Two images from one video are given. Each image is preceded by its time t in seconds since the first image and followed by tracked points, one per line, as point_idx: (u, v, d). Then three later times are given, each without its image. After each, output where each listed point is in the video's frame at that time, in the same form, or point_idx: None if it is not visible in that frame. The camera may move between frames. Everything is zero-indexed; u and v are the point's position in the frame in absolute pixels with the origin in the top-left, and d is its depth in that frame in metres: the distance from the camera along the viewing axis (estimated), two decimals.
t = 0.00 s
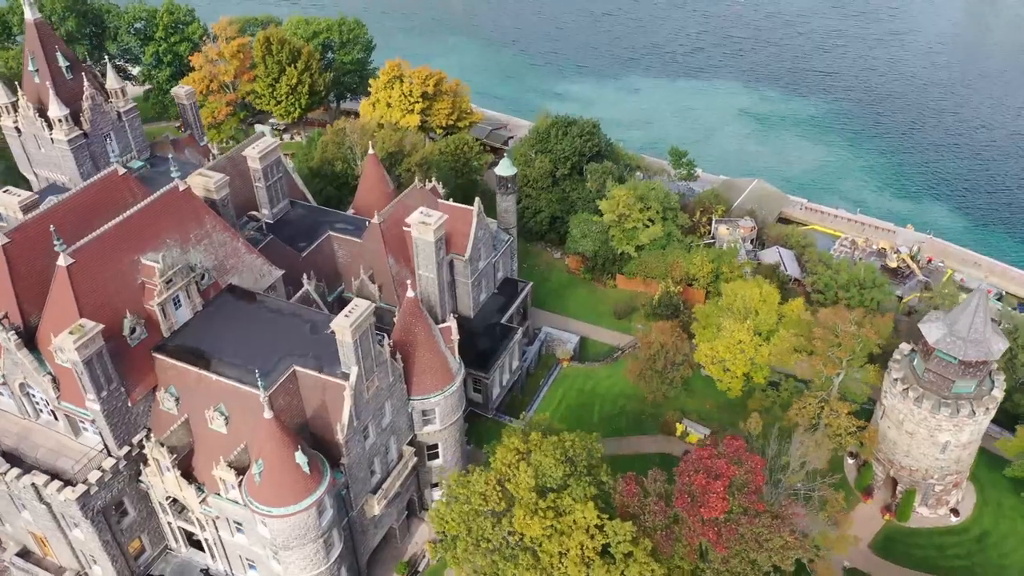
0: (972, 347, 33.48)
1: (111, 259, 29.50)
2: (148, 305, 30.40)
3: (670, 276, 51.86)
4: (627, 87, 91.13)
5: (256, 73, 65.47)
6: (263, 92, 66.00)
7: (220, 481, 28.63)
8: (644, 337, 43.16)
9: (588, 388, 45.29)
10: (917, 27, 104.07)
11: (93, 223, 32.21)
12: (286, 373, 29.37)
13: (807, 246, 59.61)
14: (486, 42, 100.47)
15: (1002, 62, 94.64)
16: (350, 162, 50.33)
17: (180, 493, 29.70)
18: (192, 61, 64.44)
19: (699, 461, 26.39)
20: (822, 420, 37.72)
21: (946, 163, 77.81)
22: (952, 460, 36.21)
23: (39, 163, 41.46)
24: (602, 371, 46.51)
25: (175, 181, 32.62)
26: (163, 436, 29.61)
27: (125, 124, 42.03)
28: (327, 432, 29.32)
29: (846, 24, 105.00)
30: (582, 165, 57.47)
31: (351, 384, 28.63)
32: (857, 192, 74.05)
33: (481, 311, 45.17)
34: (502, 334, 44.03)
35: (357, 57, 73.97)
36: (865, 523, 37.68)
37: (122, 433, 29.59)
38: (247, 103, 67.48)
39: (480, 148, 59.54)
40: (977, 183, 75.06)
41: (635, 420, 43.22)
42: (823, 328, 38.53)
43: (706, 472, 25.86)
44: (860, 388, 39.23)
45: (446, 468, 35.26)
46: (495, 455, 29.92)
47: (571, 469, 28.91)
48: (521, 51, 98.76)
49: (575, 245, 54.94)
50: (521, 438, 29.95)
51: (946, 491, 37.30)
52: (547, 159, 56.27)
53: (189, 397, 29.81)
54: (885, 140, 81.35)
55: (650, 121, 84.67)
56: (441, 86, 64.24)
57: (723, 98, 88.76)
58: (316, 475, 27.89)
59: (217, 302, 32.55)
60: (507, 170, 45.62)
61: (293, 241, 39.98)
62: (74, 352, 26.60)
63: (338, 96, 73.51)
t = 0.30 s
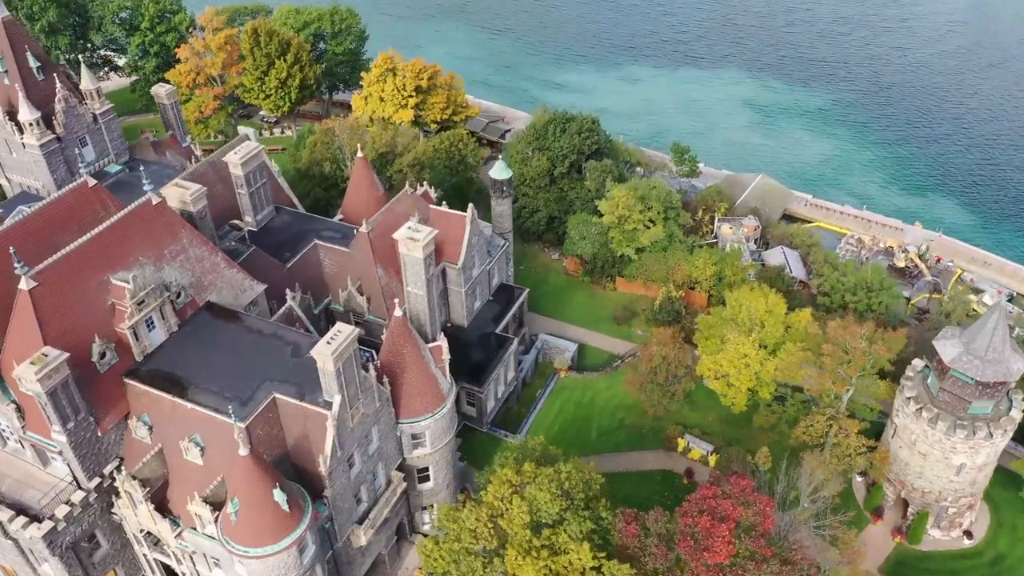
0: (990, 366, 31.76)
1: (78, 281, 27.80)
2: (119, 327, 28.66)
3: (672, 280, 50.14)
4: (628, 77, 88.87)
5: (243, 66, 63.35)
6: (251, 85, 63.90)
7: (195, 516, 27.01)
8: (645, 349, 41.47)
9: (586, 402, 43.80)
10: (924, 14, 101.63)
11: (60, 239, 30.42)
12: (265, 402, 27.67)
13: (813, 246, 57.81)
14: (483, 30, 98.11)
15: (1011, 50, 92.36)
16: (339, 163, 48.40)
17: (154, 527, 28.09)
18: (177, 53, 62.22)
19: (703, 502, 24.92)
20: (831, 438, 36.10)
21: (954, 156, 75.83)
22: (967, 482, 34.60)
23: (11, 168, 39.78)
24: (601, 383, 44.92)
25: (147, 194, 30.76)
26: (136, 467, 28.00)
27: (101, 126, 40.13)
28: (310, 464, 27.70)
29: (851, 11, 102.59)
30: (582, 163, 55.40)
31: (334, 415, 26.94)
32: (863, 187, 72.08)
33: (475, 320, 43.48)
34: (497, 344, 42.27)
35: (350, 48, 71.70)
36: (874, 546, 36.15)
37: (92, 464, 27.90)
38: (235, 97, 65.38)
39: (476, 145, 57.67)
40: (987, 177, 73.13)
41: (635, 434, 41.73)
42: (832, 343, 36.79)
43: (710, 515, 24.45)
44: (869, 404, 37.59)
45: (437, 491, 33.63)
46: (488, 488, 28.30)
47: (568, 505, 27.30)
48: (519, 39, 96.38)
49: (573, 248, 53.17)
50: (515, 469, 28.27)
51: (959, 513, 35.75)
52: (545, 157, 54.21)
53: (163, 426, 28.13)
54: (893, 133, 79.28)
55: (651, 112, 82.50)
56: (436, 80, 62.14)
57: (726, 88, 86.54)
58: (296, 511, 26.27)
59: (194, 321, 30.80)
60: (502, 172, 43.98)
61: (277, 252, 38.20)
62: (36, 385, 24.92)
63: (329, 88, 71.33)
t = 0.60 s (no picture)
0: (1009, 390, 30.05)
1: (40, 309, 26.15)
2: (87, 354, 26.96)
3: (673, 284, 48.83)
4: (628, 67, 86.70)
5: (230, 60, 61.29)
6: (239, 80, 61.85)
7: (168, 557, 25.45)
8: (646, 363, 39.83)
9: (584, 415, 42.17)
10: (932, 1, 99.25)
11: (24, 259, 28.63)
12: (243, 434, 26.01)
13: (818, 247, 56.42)
14: (480, 18, 95.84)
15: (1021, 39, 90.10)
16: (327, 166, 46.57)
17: (126, 566, 26.48)
18: (162, 46, 60.03)
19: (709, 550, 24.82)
20: (838, 459, 34.58)
21: (964, 151, 73.83)
22: (982, 507, 33.12)
23: None
24: (600, 395, 43.28)
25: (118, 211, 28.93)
26: (106, 503, 26.27)
27: (75, 130, 38.55)
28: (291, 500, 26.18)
29: None
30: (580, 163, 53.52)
31: (315, 450, 25.33)
32: (869, 183, 70.19)
33: (469, 331, 41.85)
34: (491, 356, 40.60)
35: (341, 40, 69.60)
36: (884, 572, 34.64)
37: (59, 500, 26.25)
38: (223, 91, 63.32)
39: (472, 142, 55.86)
40: (996, 173, 71.20)
41: (634, 450, 40.22)
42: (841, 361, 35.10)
43: (716, 563, 24.31)
44: (878, 424, 35.99)
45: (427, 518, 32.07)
46: (478, 523, 26.78)
47: (566, 545, 25.82)
48: (516, 28, 94.09)
49: (571, 251, 51.40)
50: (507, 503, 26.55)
51: (973, 538, 34.33)
52: (542, 156, 52.27)
53: (135, 459, 26.47)
54: (900, 126, 77.28)
55: (651, 104, 80.44)
56: (429, 74, 60.21)
57: (728, 79, 84.42)
58: (275, 553, 24.70)
59: (168, 345, 29.09)
60: (496, 177, 41.93)
61: (260, 264, 36.45)
62: None
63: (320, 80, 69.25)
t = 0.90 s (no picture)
0: None
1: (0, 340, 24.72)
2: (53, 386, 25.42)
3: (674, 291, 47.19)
4: (629, 57, 84.60)
5: (217, 54, 59.27)
6: (227, 75, 59.85)
7: None
8: (647, 379, 38.24)
9: (582, 430, 40.62)
10: None
11: None
12: (218, 472, 24.43)
13: (824, 249, 54.74)
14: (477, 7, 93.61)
15: None
16: (315, 170, 44.81)
17: None
18: (146, 39, 57.92)
19: None
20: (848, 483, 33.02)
21: (974, 146, 71.85)
22: (997, 535, 31.73)
23: None
24: (599, 409, 41.69)
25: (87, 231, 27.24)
26: (72, 546, 24.99)
27: (48, 136, 37.31)
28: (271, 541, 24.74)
29: None
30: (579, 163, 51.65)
31: (294, 490, 23.80)
32: (876, 179, 68.32)
33: (462, 344, 40.25)
34: (485, 371, 38.99)
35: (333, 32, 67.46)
36: None
37: (23, 542, 24.71)
38: (210, 86, 61.34)
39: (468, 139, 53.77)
40: (1007, 169, 69.25)
41: (634, 468, 38.75)
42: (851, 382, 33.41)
43: None
44: (889, 446, 34.43)
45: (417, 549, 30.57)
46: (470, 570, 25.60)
47: None
48: (514, 18, 91.85)
49: (569, 256, 49.64)
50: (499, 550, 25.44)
51: (986, 566, 33.03)
52: (539, 156, 50.38)
53: (105, 498, 24.92)
54: (907, 119, 75.28)
55: (652, 97, 78.43)
56: (423, 69, 58.17)
57: (731, 71, 82.35)
58: None
59: (141, 372, 27.44)
60: (492, 184, 40.12)
61: (242, 279, 34.80)
62: None
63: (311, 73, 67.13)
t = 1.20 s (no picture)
0: None
1: None
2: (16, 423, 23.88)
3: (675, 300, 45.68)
4: (629, 47, 82.50)
5: (203, 48, 57.22)
6: (214, 70, 57.88)
7: None
8: (647, 397, 36.73)
9: (580, 448, 39.15)
10: None
11: None
12: (192, 517, 22.97)
13: (829, 251, 52.79)
14: None
15: None
16: (302, 176, 43.20)
17: None
18: (130, 33, 55.90)
19: None
20: (857, 509, 31.48)
21: (984, 141, 69.87)
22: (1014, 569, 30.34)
23: None
24: (598, 425, 40.15)
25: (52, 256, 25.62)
26: None
27: (20, 145, 35.79)
28: None
29: None
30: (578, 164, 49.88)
31: (272, 537, 22.34)
32: (883, 176, 66.51)
33: (455, 359, 38.67)
34: (479, 387, 37.41)
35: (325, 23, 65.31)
36: None
37: None
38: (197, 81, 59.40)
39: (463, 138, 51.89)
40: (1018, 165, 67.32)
41: (634, 489, 37.33)
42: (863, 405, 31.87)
43: None
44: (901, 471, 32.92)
45: None
46: None
47: None
48: (512, 6, 89.60)
49: (568, 261, 47.97)
50: None
51: None
52: (537, 158, 48.63)
53: (71, 543, 23.61)
54: (915, 112, 73.31)
55: (653, 89, 76.47)
56: (417, 64, 56.16)
57: (735, 61, 80.27)
58: None
59: (113, 405, 25.90)
60: (485, 193, 38.32)
61: (224, 296, 33.19)
62: None
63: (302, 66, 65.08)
